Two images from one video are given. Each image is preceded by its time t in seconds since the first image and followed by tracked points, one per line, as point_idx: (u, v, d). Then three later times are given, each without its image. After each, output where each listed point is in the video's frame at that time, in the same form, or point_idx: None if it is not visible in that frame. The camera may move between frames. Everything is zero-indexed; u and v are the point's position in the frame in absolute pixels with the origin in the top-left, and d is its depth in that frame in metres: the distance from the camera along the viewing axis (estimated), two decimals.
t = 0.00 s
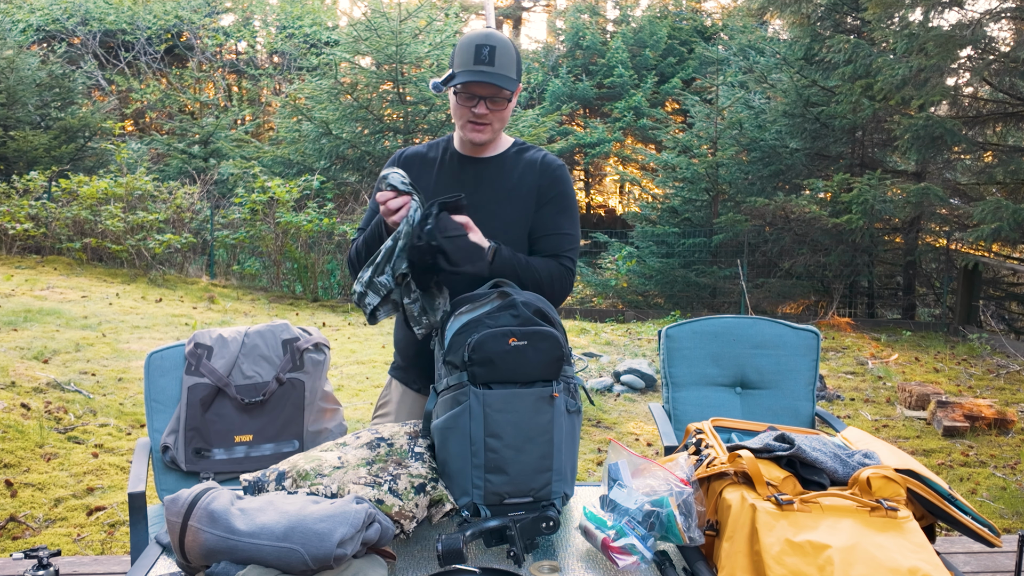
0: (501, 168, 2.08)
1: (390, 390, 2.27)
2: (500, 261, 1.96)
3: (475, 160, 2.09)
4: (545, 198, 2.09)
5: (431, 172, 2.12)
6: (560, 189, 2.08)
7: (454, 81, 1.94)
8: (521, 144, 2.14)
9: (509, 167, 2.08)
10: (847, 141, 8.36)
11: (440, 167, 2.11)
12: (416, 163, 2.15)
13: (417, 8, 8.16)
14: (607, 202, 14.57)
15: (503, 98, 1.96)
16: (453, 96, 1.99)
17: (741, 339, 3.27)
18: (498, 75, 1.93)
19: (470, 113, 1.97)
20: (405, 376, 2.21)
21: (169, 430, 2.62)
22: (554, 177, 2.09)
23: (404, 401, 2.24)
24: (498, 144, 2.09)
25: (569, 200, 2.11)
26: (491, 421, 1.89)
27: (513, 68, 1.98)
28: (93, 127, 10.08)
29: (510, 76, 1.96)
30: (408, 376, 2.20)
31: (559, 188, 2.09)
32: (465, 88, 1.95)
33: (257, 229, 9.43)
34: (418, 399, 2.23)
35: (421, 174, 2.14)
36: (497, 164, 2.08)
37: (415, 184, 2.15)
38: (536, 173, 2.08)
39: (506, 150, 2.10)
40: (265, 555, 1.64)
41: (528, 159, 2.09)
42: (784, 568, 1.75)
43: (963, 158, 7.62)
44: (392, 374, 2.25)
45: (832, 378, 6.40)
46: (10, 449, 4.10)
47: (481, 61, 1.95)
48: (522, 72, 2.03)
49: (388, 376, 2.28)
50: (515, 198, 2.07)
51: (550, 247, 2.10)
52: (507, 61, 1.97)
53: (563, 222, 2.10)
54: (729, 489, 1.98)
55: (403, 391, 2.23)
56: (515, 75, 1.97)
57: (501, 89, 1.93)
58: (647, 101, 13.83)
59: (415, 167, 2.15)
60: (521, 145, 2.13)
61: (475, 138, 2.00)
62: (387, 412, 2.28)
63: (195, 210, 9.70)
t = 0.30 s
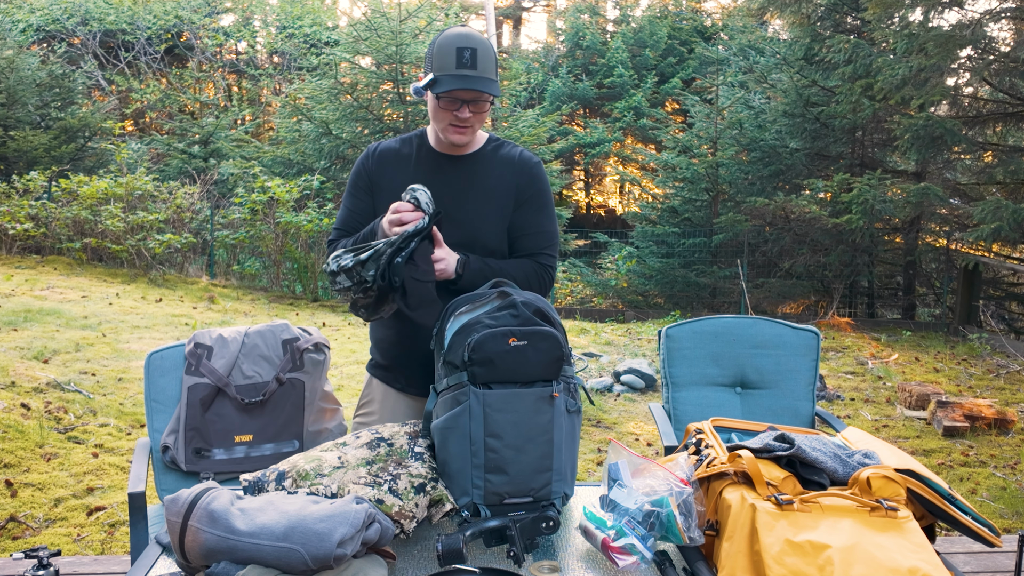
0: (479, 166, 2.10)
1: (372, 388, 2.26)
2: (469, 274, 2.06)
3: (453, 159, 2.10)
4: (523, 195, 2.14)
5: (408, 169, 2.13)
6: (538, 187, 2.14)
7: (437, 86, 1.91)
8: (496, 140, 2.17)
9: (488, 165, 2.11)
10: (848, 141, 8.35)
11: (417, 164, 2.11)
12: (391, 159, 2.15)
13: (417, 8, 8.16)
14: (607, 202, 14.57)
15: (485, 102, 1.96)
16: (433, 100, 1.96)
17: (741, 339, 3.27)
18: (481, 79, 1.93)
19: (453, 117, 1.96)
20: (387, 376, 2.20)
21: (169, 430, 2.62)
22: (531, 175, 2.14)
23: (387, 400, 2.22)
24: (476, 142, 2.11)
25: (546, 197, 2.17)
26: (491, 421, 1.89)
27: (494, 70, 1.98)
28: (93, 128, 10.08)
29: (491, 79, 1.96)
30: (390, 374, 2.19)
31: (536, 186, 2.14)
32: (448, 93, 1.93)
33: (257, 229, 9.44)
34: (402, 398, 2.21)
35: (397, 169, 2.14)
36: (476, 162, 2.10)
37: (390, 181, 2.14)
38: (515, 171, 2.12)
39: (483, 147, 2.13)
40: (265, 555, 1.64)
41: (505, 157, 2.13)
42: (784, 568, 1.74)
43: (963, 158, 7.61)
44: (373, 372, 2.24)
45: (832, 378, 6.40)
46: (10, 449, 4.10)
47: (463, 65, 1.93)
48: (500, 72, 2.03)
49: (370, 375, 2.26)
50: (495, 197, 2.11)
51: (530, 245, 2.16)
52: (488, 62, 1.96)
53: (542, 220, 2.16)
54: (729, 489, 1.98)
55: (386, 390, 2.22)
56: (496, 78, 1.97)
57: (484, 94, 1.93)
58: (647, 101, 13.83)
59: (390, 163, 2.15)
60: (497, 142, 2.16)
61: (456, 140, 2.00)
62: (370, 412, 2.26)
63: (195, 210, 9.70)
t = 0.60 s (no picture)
0: (454, 163, 2.09)
1: (361, 390, 2.20)
2: (477, 271, 2.04)
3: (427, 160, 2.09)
4: (502, 188, 2.13)
5: (381, 173, 2.10)
6: (516, 179, 2.13)
7: (400, 86, 1.92)
8: (467, 135, 2.15)
9: (463, 161, 2.09)
10: (847, 141, 8.35)
11: (390, 167, 2.09)
12: (361, 164, 2.11)
13: (417, 8, 8.16)
14: (607, 202, 14.58)
15: (451, 100, 1.96)
16: (399, 100, 1.96)
17: (741, 339, 3.27)
18: (445, 77, 1.93)
19: (419, 117, 1.96)
20: (378, 376, 2.16)
21: (169, 430, 2.63)
22: (507, 166, 2.13)
23: (380, 402, 2.18)
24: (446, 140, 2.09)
25: (524, 187, 2.16)
26: (491, 421, 1.89)
27: (459, 67, 1.97)
28: (93, 128, 10.08)
29: (456, 76, 1.95)
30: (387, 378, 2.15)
31: (513, 178, 2.13)
32: (412, 92, 1.93)
33: (257, 229, 9.44)
34: (397, 400, 2.17)
35: (368, 175, 2.11)
36: (450, 160, 2.09)
37: (362, 188, 2.11)
38: (491, 165, 2.11)
39: (454, 143, 2.11)
40: (265, 555, 1.64)
41: (478, 151, 2.11)
42: (784, 568, 1.75)
43: (963, 158, 7.61)
44: (361, 374, 2.18)
45: (832, 378, 6.40)
46: (10, 449, 4.10)
47: (426, 64, 1.93)
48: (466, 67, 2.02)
49: (355, 374, 2.21)
50: (475, 193, 2.10)
51: (515, 237, 2.16)
52: (452, 59, 1.96)
53: (522, 211, 2.16)
54: (729, 489, 1.98)
55: (378, 392, 2.17)
56: (461, 75, 1.97)
57: (448, 92, 1.92)
58: (647, 101, 13.82)
59: (360, 170, 2.11)
60: (468, 138, 2.14)
61: (424, 139, 2.00)
62: (361, 414, 2.21)
63: (195, 210, 9.70)
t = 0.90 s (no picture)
0: (430, 161, 2.10)
1: (354, 393, 2.20)
2: (464, 258, 2.04)
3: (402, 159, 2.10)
4: (481, 182, 2.14)
5: (358, 176, 2.10)
6: (492, 171, 2.14)
7: (377, 85, 1.92)
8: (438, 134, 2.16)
9: (439, 158, 2.11)
10: (848, 140, 8.35)
11: (368, 168, 2.10)
12: (336, 169, 2.11)
13: (417, 8, 8.17)
14: (607, 202, 14.58)
15: (428, 97, 1.96)
16: (374, 100, 1.96)
17: (741, 339, 3.27)
18: (420, 74, 1.93)
19: (396, 114, 1.96)
20: (369, 378, 2.16)
21: (169, 430, 2.63)
22: (483, 160, 2.14)
23: (372, 404, 2.18)
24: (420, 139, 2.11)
25: (501, 180, 2.18)
26: (490, 421, 1.89)
27: (432, 65, 1.98)
28: (93, 128, 10.08)
29: (431, 74, 1.97)
30: (378, 378, 2.15)
31: (489, 170, 2.15)
32: (388, 91, 1.93)
33: (257, 229, 9.45)
34: (389, 402, 2.17)
35: (347, 178, 2.11)
36: (425, 157, 2.10)
37: (339, 192, 2.11)
38: (467, 160, 2.12)
39: (427, 141, 2.13)
40: (265, 555, 1.64)
41: (452, 148, 2.13)
42: (784, 568, 1.74)
43: (963, 158, 7.61)
44: (353, 376, 2.20)
45: (832, 378, 6.40)
46: (10, 449, 4.10)
47: (401, 62, 1.94)
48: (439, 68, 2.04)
49: (347, 376, 2.22)
50: (454, 189, 2.11)
51: (496, 229, 2.16)
52: (426, 57, 1.97)
53: (502, 203, 2.17)
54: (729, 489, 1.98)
55: (371, 395, 2.17)
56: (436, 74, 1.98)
57: (425, 89, 1.93)
58: (647, 101, 13.82)
59: (336, 174, 2.11)
60: (441, 136, 2.16)
61: (401, 136, 1.99)
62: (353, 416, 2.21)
63: (195, 210, 9.70)
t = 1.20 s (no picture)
0: (424, 161, 2.11)
1: (352, 395, 2.20)
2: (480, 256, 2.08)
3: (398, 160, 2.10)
4: (475, 181, 2.16)
5: (354, 178, 2.10)
6: (486, 172, 2.18)
7: (377, 82, 1.91)
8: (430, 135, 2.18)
9: (434, 159, 2.12)
10: (848, 141, 8.35)
11: (363, 169, 2.10)
12: (331, 171, 2.10)
13: (417, 8, 8.17)
14: (607, 202, 14.58)
15: (426, 94, 1.98)
16: (373, 97, 1.95)
17: (740, 339, 3.27)
18: (419, 71, 1.95)
19: (394, 111, 1.96)
20: (367, 378, 2.16)
21: (169, 430, 2.63)
22: (476, 161, 2.17)
23: (371, 405, 2.17)
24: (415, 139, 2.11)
25: (493, 180, 2.21)
26: (490, 421, 1.89)
27: (428, 62, 2.00)
28: (93, 128, 10.07)
29: (429, 71, 1.98)
30: (377, 378, 2.14)
31: (482, 170, 2.18)
32: (387, 87, 1.93)
33: (257, 229, 9.45)
34: (389, 401, 2.17)
35: (343, 180, 2.10)
36: (419, 158, 2.11)
37: (335, 193, 2.10)
38: (461, 160, 2.15)
39: (420, 143, 2.14)
40: (265, 555, 1.64)
41: (445, 148, 2.15)
42: (784, 568, 1.75)
43: (963, 158, 7.60)
44: (350, 378, 2.19)
45: (832, 378, 6.40)
46: (10, 449, 4.10)
47: (400, 59, 1.94)
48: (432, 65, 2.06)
49: (344, 377, 2.22)
50: (450, 189, 2.13)
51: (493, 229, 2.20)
52: (422, 54, 1.99)
53: (496, 203, 2.20)
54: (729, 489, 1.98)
55: (370, 396, 2.17)
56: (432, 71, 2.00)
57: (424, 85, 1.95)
58: (647, 101, 13.81)
59: (331, 176, 2.10)
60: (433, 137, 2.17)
61: (397, 135, 1.99)
62: (352, 417, 2.20)
63: (195, 210, 9.70)
